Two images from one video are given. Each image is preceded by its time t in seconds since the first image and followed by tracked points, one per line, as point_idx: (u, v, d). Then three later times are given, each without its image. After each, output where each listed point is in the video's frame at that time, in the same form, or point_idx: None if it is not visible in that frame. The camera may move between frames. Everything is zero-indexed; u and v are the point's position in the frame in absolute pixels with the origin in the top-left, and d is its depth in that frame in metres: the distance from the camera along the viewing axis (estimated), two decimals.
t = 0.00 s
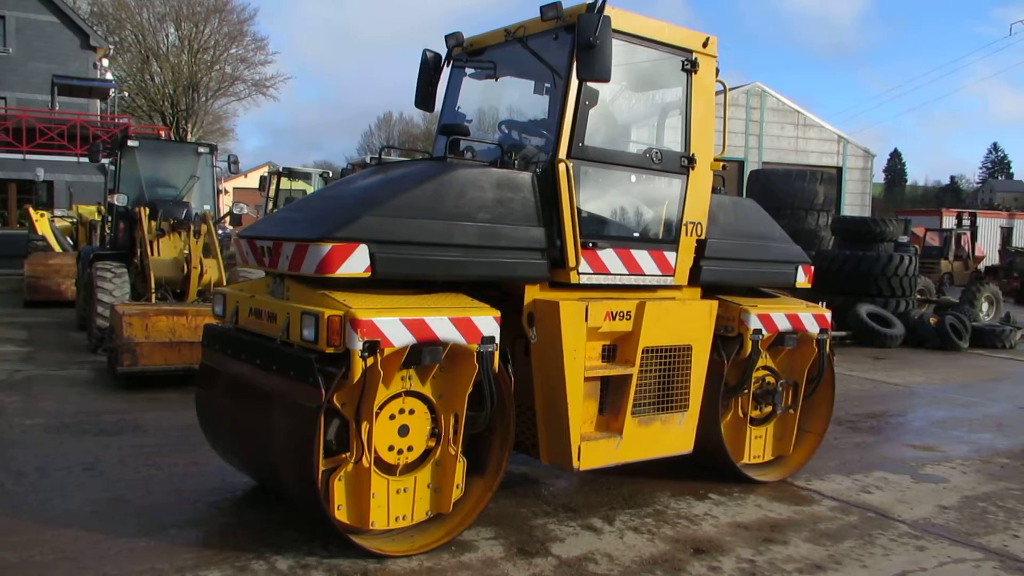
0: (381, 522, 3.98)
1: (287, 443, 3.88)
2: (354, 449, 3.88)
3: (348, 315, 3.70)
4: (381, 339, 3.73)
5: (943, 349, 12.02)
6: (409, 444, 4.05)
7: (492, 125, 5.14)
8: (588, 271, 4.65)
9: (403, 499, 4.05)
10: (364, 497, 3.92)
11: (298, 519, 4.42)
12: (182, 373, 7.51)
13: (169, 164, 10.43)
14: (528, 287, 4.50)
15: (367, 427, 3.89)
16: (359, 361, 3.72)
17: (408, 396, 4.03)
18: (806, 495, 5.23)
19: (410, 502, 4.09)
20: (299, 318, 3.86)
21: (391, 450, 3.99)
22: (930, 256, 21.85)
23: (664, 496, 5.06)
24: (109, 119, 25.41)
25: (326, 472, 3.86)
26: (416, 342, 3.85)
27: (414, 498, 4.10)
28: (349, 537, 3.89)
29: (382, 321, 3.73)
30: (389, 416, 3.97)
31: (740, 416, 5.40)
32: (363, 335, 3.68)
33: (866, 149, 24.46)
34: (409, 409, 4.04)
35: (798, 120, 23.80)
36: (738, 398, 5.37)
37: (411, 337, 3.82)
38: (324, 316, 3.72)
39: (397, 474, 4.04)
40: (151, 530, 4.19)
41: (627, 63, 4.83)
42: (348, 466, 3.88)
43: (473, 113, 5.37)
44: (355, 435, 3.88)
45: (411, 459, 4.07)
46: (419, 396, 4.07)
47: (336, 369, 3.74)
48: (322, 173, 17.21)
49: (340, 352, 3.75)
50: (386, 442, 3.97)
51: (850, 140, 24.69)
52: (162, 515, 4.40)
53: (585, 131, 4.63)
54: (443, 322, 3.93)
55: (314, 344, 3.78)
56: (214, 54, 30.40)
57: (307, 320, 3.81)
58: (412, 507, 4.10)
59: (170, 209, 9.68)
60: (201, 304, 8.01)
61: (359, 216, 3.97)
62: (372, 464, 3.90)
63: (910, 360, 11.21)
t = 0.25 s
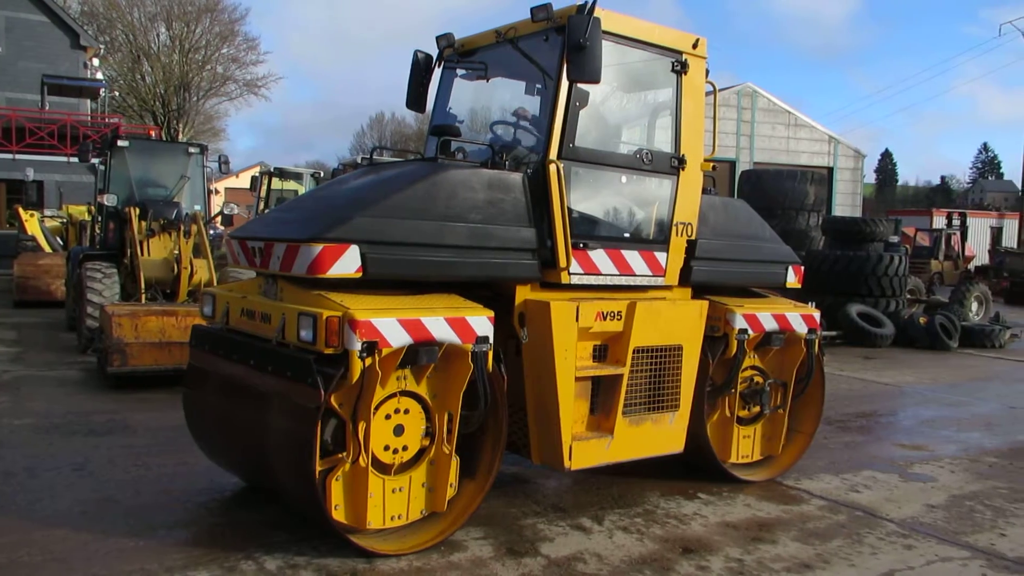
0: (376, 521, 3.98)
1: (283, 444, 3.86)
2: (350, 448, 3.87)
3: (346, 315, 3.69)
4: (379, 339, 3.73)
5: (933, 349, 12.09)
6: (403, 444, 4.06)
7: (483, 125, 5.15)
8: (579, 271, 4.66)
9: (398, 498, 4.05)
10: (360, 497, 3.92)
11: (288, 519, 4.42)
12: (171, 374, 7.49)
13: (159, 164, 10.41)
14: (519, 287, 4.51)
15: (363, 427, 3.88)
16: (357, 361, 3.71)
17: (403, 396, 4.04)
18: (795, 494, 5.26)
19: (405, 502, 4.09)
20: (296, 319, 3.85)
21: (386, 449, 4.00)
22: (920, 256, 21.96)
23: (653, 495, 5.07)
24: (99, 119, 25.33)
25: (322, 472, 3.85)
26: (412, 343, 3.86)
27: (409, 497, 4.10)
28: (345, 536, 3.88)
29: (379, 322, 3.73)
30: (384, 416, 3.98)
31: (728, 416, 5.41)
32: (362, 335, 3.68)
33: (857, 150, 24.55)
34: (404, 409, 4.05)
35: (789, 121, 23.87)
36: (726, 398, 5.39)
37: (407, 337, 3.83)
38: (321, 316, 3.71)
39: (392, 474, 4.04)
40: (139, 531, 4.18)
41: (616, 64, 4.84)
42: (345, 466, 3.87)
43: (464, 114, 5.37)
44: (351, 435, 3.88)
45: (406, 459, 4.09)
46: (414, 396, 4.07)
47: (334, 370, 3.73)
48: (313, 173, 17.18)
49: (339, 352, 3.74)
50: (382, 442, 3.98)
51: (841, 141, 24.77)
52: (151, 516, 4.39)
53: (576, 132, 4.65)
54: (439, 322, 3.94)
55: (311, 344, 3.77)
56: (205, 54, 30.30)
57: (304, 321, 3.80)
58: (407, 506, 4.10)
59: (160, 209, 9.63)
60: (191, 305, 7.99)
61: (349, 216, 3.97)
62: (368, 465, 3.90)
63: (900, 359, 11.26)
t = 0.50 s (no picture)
0: (382, 521, 3.99)
1: (288, 445, 3.85)
2: (356, 449, 3.89)
3: (355, 317, 3.70)
4: (387, 341, 3.74)
5: (932, 348, 12.10)
6: (408, 444, 4.06)
7: (481, 127, 5.15)
8: (578, 272, 4.66)
9: (403, 498, 4.06)
10: (367, 497, 3.94)
11: (288, 520, 4.42)
12: (170, 376, 7.49)
13: (157, 166, 10.41)
14: (519, 288, 4.51)
15: (369, 428, 3.90)
16: (367, 363, 3.74)
17: (407, 396, 4.05)
18: (793, 494, 5.26)
19: (410, 501, 4.11)
20: (302, 321, 3.85)
21: (391, 449, 4.00)
22: (919, 256, 21.98)
23: (652, 496, 5.07)
24: (97, 122, 25.35)
25: (330, 473, 3.87)
26: (419, 343, 3.87)
27: (413, 497, 4.11)
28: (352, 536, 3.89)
29: (386, 323, 3.74)
30: (389, 416, 3.98)
31: (724, 416, 5.41)
32: (369, 336, 3.69)
33: (855, 149, 24.57)
34: (408, 409, 4.06)
35: (788, 121, 23.89)
36: (722, 397, 5.40)
37: (413, 338, 3.84)
38: (329, 318, 3.71)
39: (397, 474, 4.05)
40: (138, 533, 4.18)
41: (614, 65, 4.85)
42: (351, 466, 3.89)
43: (463, 115, 5.37)
44: (357, 435, 3.89)
45: (410, 458, 4.09)
46: (418, 396, 4.08)
47: (344, 370, 3.75)
48: (312, 175, 17.19)
49: (346, 353, 3.75)
50: (387, 442, 3.98)
51: (840, 141, 24.79)
52: (151, 518, 4.39)
53: (574, 133, 4.65)
54: (443, 323, 3.95)
55: (318, 346, 3.77)
56: (203, 56, 30.30)
57: (310, 323, 3.80)
58: (412, 505, 4.11)
59: (159, 211, 9.64)
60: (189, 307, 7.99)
61: (348, 218, 3.97)
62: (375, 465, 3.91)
63: (899, 359, 11.27)
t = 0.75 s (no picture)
0: (390, 522, 4.00)
1: (297, 448, 3.86)
2: (365, 451, 3.89)
3: (366, 320, 3.72)
4: (397, 344, 3.76)
5: (934, 350, 12.09)
6: (415, 446, 4.07)
7: (484, 130, 5.15)
8: (582, 275, 4.67)
9: (410, 500, 4.07)
10: (377, 499, 3.95)
11: (291, 523, 4.43)
12: (172, 379, 7.50)
13: (160, 169, 10.43)
14: (522, 291, 4.52)
15: (377, 430, 3.90)
16: (377, 366, 3.76)
17: (413, 399, 4.06)
18: (796, 497, 5.26)
19: (416, 503, 4.11)
20: (311, 324, 3.85)
21: (398, 451, 4.01)
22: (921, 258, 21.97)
23: (654, 498, 5.07)
24: (100, 125, 25.38)
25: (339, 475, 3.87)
26: (428, 346, 3.89)
27: (419, 499, 4.12)
28: (362, 538, 3.89)
29: (397, 327, 3.76)
30: (396, 419, 3.99)
31: (724, 418, 5.41)
32: (380, 340, 3.71)
33: (857, 151, 24.56)
34: (415, 412, 4.07)
35: (789, 123, 23.91)
36: (723, 399, 5.39)
37: (422, 341, 3.85)
38: (340, 321, 3.71)
39: (404, 476, 4.05)
40: (140, 536, 4.19)
41: (617, 68, 4.85)
42: (360, 469, 3.89)
43: (466, 119, 5.38)
44: (366, 437, 3.90)
45: (417, 460, 4.09)
46: (424, 399, 4.10)
47: (356, 372, 3.77)
48: (313, 178, 17.22)
49: (357, 357, 3.76)
50: (394, 444, 3.99)
51: (841, 143, 24.79)
52: (154, 520, 4.40)
53: (578, 137, 4.66)
54: (451, 326, 3.96)
55: (329, 349, 3.76)
56: (205, 59, 30.34)
57: (319, 326, 3.80)
58: (418, 507, 4.12)
59: (161, 214, 9.66)
60: (192, 310, 8.00)
61: (352, 222, 3.98)
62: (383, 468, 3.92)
63: (901, 361, 11.27)
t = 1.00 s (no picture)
0: (394, 525, 3.99)
1: (304, 452, 3.86)
2: (370, 454, 3.89)
3: (373, 324, 3.72)
4: (404, 348, 3.77)
5: (934, 354, 12.10)
6: (419, 449, 4.06)
7: (485, 134, 5.16)
8: (583, 278, 4.67)
9: (413, 503, 4.07)
10: (381, 503, 3.96)
11: (291, 527, 4.43)
12: (172, 383, 7.50)
13: (160, 174, 10.44)
14: (523, 295, 4.53)
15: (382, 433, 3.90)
16: (384, 369, 3.75)
17: (418, 402, 4.06)
18: (795, 500, 5.26)
19: (420, 506, 4.11)
20: (317, 328, 3.85)
21: (402, 455, 4.00)
22: (920, 262, 21.98)
23: (653, 502, 5.07)
24: (99, 129, 25.40)
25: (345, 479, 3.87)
26: (433, 349, 3.90)
27: (423, 502, 4.11)
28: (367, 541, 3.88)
29: (404, 331, 3.77)
30: (401, 422, 3.99)
31: (722, 421, 5.42)
32: (387, 344, 3.71)
33: (856, 155, 24.59)
34: (419, 415, 4.06)
35: (788, 126, 23.93)
36: (721, 403, 5.40)
37: (427, 344, 3.87)
38: (347, 326, 3.72)
39: (408, 479, 4.05)
40: (140, 540, 4.18)
41: (618, 72, 4.87)
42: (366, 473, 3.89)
43: (467, 123, 5.39)
44: (371, 441, 3.90)
45: (420, 464, 4.09)
46: (428, 402, 4.10)
47: (363, 377, 3.76)
48: (313, 182, 17.22)
49: (364, 361, 3.76)
50: (399, 447, 3.98)
51: (840, 146, 24.81)
52: (153, 525, 4.40)
53: (579, 141, 4.67)
54: (456, 329, 3.97)
55: (336, 353, 3.77)
56: (205, 64, 30.36)
57: (326, 330, 3.80)
58: (421, 510, 4.11)
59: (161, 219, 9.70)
60: (191, 315, 8.00)
61: (353, 226, 3.99)
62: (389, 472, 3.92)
63: (901, 364, 11.27)
